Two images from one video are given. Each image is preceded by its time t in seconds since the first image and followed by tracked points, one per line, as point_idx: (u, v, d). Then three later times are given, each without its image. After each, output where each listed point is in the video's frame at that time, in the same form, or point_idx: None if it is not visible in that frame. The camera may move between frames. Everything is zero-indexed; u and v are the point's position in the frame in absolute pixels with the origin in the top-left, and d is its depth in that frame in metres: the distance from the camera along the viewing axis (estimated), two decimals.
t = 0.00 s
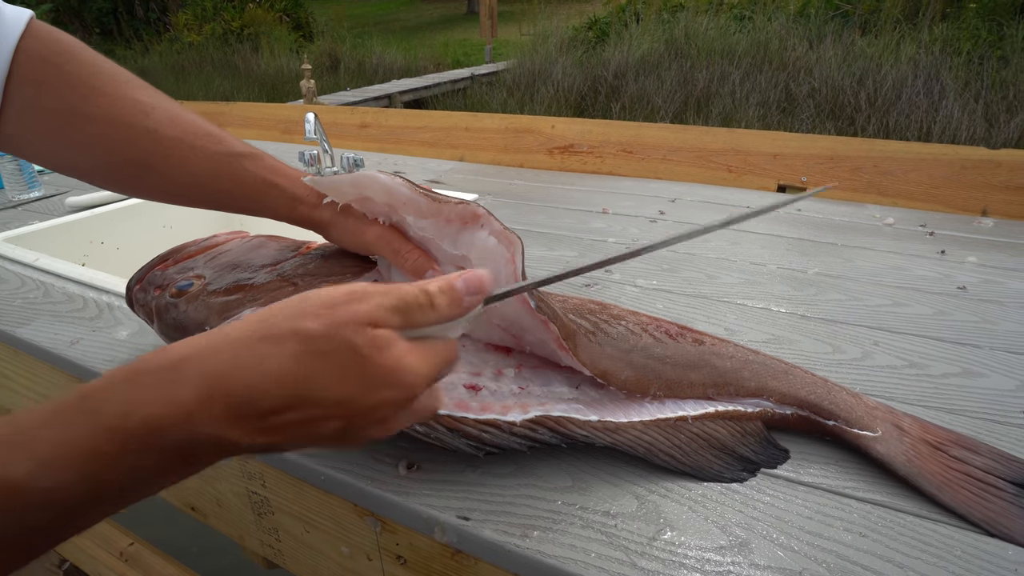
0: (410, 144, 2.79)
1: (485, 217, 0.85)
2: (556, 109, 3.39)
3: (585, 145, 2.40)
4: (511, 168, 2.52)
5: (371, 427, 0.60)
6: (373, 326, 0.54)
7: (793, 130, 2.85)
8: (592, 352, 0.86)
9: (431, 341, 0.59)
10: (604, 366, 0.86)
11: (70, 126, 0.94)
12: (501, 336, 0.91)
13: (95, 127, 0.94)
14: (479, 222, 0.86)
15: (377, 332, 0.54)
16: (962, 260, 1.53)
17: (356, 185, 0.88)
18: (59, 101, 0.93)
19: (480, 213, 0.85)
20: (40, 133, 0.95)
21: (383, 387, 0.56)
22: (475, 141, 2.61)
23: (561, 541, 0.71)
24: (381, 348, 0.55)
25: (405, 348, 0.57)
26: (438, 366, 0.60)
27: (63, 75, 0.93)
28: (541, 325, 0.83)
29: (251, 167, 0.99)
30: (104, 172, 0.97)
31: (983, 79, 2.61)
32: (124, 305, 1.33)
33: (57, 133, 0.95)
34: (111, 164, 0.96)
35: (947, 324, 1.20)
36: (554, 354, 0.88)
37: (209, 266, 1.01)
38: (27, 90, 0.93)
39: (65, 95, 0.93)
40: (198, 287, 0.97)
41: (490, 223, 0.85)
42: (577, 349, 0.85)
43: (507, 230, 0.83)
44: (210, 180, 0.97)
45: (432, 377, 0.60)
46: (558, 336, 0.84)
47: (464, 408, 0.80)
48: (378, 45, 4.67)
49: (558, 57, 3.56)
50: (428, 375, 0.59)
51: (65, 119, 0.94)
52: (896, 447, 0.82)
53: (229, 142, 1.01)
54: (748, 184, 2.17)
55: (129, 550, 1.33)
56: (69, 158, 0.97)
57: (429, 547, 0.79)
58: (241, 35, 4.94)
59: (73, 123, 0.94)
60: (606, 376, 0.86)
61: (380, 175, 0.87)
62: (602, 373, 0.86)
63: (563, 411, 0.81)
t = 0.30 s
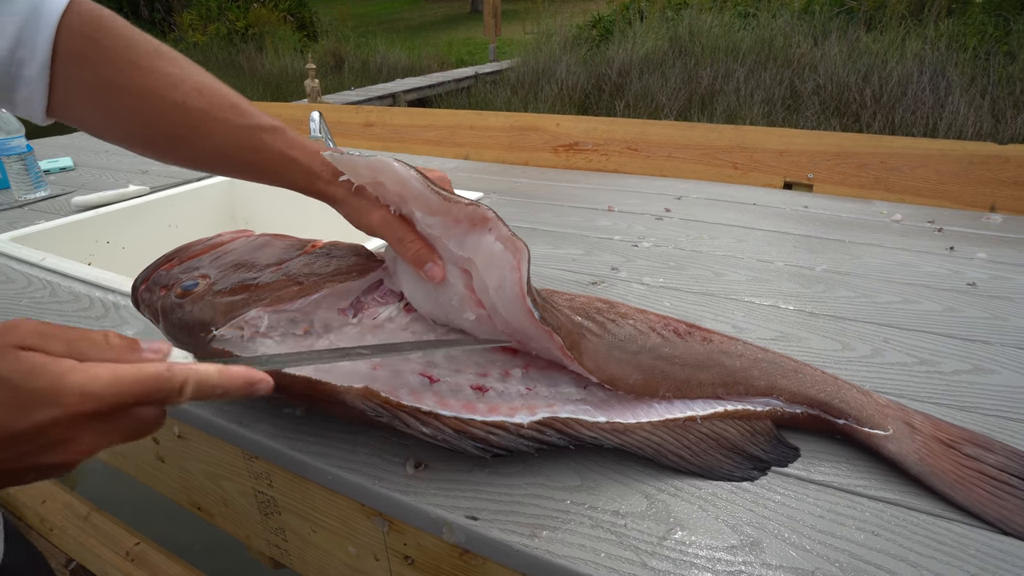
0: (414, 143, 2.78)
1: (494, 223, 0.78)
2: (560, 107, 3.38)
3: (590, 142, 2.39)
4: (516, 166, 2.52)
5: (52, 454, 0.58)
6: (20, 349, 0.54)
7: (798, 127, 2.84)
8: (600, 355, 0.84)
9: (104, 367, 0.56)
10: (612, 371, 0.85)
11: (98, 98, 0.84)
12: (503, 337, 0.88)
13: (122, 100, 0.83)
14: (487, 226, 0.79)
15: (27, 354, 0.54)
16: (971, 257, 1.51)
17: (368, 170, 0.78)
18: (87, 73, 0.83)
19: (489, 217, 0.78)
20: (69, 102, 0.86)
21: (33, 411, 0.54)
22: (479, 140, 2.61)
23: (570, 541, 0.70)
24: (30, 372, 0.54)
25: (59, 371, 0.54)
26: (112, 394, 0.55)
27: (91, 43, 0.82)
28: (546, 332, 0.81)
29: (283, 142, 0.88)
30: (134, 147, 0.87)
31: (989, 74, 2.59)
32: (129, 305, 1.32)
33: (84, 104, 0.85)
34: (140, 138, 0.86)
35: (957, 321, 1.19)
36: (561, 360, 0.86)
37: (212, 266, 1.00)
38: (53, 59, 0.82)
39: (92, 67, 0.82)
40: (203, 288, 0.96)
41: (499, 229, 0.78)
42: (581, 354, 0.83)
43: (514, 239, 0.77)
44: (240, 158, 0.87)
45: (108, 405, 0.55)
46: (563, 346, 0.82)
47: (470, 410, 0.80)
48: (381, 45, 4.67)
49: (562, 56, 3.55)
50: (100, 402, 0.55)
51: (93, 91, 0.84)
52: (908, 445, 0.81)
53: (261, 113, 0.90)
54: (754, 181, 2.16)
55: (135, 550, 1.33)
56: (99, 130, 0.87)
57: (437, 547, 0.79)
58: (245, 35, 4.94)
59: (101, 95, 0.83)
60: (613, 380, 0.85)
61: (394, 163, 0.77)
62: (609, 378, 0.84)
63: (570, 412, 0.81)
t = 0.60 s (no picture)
0: (418, 147, 2.78)
1: (503, 235, 0.77)
2: (563, 111, 3.39)
3: (594, 147, 2.39)
4: (520, 170, 2.51)
5: (78, 396, 0.67)
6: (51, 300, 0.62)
7: (800, 131, 2.84)
8: (607, 366, 0.84)
9: (120, 320, 0.64)
10: (619, 381, 0.84)
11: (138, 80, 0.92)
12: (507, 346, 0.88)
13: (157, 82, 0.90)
14: (495, 237, 0.78)
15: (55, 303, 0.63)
16: (978, 262, 1.51)
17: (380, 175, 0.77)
18: (129, 56, 0.91)
19: (499, 230, 0.77)
20: (115, 83, 0.95)
21: (60, 358, 0.61)
22: (483, 144, 2.61)
23: (579, 548, 0.70)
24: (58, 321, 0.61)
25: (84, 323, 0.62)
26: (131, 342, 0.64)
27: (133, 30, 0.90)
28: (552, 348, 0.82)
29: (308, 129, 0.91)
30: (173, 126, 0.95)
31: (992, 79, 2.59)
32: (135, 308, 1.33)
33: (129, 85, 0.93)
34: (176, 118, 0.93)
35: (965, 327, 1.18)
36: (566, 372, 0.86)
37: (218, 271, 1.00)
38: (101, 45, 0.91)
39: (133, 52, 0.91)
40: (208, 293, 0.97)
41: (507, 242, 0.78)
42: (587, 366, 0.83)
43: (523, 253, 0.77)
44: (262, 140, 0.91)
45: (125, 352, 0.64)
46: (568, 359, 0.82)
47: (478, 418, 0.80)
48: (385, 49, 4.68)
49: (565, 60, 3.56)
50: (121, 348, 0.64)
51: (135, 72, 0.92)
52: (918, 453, 0.80)
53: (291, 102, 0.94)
54: (759, 186, 2.16)
55: (137, 554, 1.32)
56: (142, 108, 0.95)
57: (444, 553, 0.78)
58: (249, 40, 4.96)
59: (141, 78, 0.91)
60: (620, 390, 0.84)
61: (407, 169, 0.76)
62: (616, 389, 0.84)
63: (577, 420, 0.81)
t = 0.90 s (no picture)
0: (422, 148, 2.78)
1: (516, 252, 0.76)
2: (566, 113, 3.39)
3: (598, 149, 2.39)
4: (524, 172, 2.51)
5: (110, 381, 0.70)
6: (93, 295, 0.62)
7: (804, 134, 2.84)
8: (614, 372, 0.84)
9: (158, 313, 0.67)
10: (624, 386, 0.84)
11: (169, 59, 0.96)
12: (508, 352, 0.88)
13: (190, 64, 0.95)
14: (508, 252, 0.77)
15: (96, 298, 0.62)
16: (984, 266, 1.50)
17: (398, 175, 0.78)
18: (160, 34, 0.93)
19: (512, 246, 0.76)
20: (146, 57, 0.97)
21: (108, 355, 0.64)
22: (487, 145, 2.61)
23: (585, 550, 0.70)
24: (105, 320, 0.62)
25: (128, 321, 0.64)
26: (172, 337, 0.68)
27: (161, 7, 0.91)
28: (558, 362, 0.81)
29: (332, 113, 0.97)
30: (206, 98, 1.01)
31: (997, 83, 2.58)
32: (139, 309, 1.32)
33: (159, 60, 0.97)
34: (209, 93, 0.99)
35: (972, 331, 1.18)
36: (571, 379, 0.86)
37: (226, 268, 1.02)
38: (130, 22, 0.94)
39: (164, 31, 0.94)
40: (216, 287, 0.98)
41: (519, 258, 0.76)
42: (592, 372, 0.83)
43: (534, 271, 0.76)
44: (292, 120, 0.98)
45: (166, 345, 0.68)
46: (573, 372, 0.82)
47: (483, 417, 0.79)
48: (388, 51, 4.68)
49: (568, 62, 3.56)
50: (162, 342, 0.68)
51: (166, 49, 0.95)
52: (925, 458, 0.80)
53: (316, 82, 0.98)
54: (763, 188, 2.15)
55: (140, 553, 1.32)
56: (173, 79, 1.00)
57: (449, 555, 0.78)
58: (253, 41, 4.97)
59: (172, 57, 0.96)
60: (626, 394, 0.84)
61: (425, 175, 0.76)
62: (622, 393, 0.84)
63: (583, 422, 0.80)
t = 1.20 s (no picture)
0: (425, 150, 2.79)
1: (538, 247, 0.79)
2: (569, 115, 3.40)
3: (601, 151, 2.39)
4: (527, 174, 2.51)
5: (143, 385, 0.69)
6: (112, 290, 0.64)
7: (807, 136, 2.85)
8: (617, 366, 0.84)
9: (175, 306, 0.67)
10: (628, 382, 0.84)
11: (196, 46, 0.97)
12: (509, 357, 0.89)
13: (216, 53, 0.96)
14: (530, 248, 0.81)
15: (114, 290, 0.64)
16: (988, 270, 1.50)
17: (417, 182, 0.79)
18: (187, 25, 0.96)
19: (535, 242, 0.80)
20: (176, 45, 1.00)
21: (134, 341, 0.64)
22: (490, 147, 2.61)
23: (588, 551, 0.70)
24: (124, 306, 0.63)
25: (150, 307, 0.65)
26: (193, 328, 0.67)
27: None
28: (562, 352, 0.82)
29: (353, 111, 0.98)
30: (229, 86, 1.02)
31: (1001, 86, 2.57)
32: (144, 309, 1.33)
33: (186, 49, 0.99)
34: (233, 82, 1.00)
35: (975, 335, 1.18)
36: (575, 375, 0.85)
37: (234, 263, 1.03)
38: (161, 10, 0.96)
39: (193, 20, 0.95)
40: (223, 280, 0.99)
41: (540, 255, 0.80)
42: (596, 366, 0.83)
43: (553, 268, 0.79)
44: (312, 115, 0.99)
45: (188, 339, 0.68)
46: (579, 363, 0.82)
47: (485, 408, 0.79)
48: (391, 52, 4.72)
49: (571, 64, 3.56)
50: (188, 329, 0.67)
51: (192, 40, 0.97)
52: (927, 461, 0.80)
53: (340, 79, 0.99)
54: (766, 191, 2.15)
55: (142, 553, 1.33)
56: (199, 69, 1.01)
57: (452, 556, 0.78)
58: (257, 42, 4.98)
59: (199, 45, 0.97)
60: (628, 389, 0.84)
61: (449, 179, 0.77)
62: (626, 388, 0.83)
63: (585, 418, 0.80)
